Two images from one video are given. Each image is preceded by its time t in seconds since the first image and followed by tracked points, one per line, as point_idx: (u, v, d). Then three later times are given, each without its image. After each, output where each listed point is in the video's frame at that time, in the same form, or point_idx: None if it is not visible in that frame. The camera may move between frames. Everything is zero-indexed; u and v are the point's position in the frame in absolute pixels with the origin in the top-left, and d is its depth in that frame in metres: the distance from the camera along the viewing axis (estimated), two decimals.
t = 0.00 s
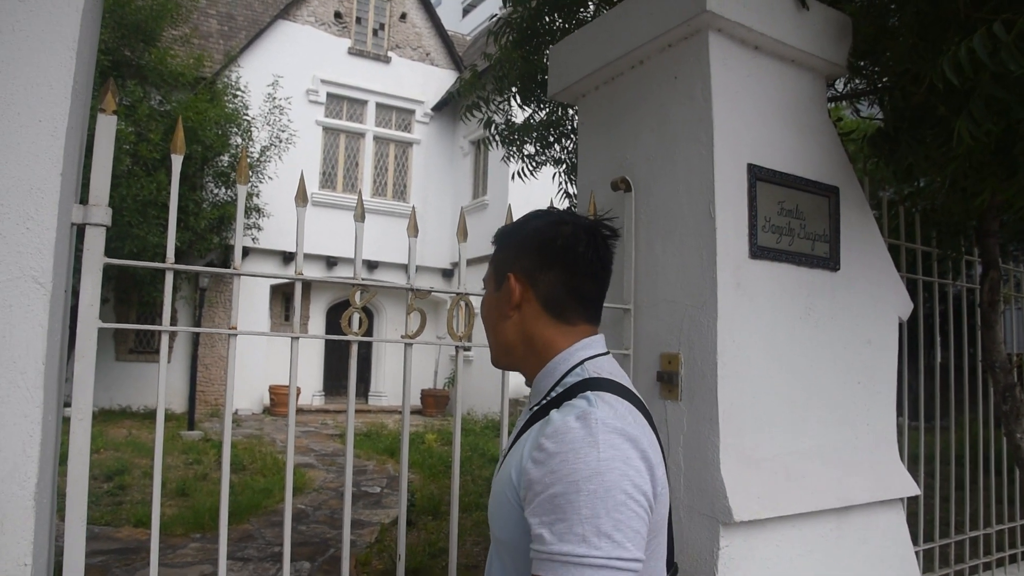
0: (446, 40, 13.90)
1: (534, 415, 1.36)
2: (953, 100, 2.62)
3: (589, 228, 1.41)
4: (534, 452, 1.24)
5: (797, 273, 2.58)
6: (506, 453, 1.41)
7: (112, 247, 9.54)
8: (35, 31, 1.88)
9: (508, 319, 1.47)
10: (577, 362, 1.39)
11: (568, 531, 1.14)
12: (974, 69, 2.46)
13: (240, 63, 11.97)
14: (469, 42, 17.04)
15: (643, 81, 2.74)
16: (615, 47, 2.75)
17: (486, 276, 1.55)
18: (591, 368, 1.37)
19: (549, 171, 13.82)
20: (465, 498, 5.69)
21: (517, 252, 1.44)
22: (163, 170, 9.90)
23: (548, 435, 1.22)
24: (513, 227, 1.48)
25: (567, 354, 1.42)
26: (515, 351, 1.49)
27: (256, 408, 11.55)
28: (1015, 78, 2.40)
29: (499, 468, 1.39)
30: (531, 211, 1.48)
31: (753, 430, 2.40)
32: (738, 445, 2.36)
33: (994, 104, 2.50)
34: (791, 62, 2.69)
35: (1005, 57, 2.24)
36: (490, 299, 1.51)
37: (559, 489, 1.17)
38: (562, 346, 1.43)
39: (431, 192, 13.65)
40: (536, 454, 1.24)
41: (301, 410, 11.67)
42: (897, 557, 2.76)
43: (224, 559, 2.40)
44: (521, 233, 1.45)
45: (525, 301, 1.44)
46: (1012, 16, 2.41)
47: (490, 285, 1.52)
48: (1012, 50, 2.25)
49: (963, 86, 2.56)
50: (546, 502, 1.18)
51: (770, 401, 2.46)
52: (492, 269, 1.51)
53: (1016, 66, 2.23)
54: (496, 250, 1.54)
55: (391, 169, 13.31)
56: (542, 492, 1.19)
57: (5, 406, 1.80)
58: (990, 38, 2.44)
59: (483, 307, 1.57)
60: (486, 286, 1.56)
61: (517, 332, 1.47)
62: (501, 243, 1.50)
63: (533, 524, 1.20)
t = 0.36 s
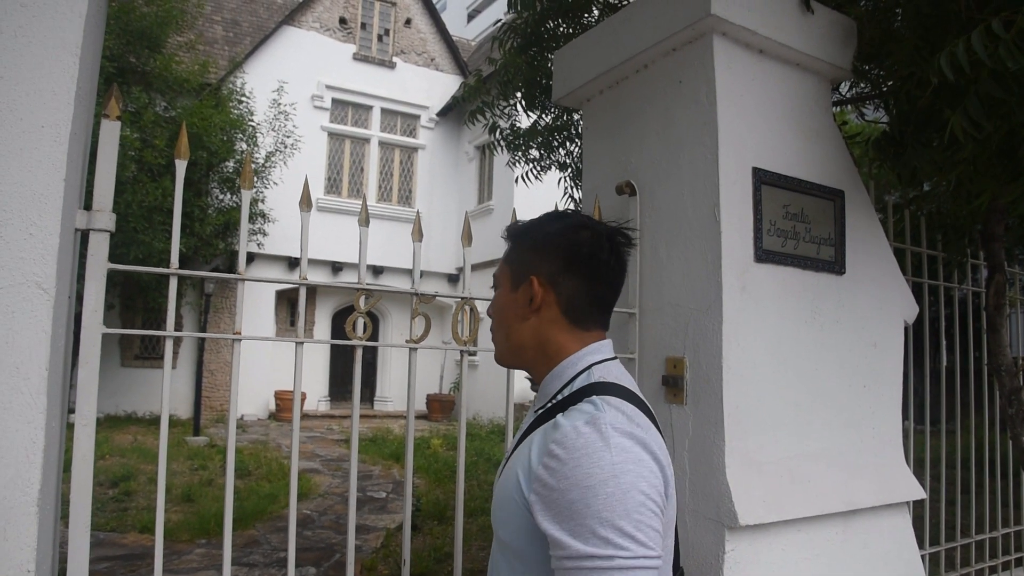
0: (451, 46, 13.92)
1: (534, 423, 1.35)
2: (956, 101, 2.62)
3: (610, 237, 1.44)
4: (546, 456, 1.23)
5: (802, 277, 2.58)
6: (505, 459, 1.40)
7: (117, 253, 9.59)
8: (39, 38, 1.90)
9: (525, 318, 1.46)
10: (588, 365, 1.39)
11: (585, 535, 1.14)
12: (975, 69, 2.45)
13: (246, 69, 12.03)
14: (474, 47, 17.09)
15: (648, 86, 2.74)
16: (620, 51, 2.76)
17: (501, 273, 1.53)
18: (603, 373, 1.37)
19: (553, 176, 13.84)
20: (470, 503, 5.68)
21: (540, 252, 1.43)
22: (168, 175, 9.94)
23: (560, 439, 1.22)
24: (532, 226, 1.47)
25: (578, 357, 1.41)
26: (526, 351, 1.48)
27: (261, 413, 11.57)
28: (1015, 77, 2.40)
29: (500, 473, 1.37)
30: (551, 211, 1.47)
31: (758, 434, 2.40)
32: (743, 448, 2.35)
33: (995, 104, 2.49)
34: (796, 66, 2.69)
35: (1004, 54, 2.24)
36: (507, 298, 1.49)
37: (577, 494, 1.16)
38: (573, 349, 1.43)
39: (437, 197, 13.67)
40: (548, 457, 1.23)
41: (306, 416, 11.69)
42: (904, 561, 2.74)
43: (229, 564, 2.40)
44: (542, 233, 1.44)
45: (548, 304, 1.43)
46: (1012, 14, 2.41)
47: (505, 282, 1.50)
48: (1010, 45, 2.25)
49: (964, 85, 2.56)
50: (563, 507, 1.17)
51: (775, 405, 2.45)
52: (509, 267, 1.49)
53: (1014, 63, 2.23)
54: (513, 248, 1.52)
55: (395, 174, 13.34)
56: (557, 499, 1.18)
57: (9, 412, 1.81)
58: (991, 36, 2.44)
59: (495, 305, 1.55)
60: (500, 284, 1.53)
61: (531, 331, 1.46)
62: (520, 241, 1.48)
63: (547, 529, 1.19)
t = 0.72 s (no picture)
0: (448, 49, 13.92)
1: (572, 429, 1.40)
2: (950, 103, 2.63)
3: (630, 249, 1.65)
4: (623, 459, 1.29)
5: (798, 279, 2.59)
6: (530, 468, 1.40)
7: (114, 257, 9.56)
8: (34, 41, 1.90)
9: (609, 328, 1.54)
10: (621, 369, 1.56)
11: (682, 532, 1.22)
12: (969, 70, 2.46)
13: (243, 73, 12.03)
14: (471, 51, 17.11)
15: (644, 88, 2.75)
16: (616, 54, 2.77)
17: (579, 277, 1.49)
18: (627, 377, 1.53)
19: (551, 179, 13.85)
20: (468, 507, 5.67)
21: (627, 266, 1.57)
22: (164, 179, 9.93)
23: (638, 441, 1.29)
24: (616, 236, 1.54)
25: (613, 360, 1.56)
26: (594, 361, 1.53)
27: (258, 417, 11.55)
28: (1010, 78, 2.41)
29: (530, 483, 1.38)
30: (617, 222, 1.57)
31: (755, 435, 2.40)
32: (741, 450, 2.35)
33: (989, 104, 2.50)
34: (791, 68, 2.70)
35: (999, 54, 2.25)
36: (594, 306, 1.50)
37: (671, 493, 1.24)
38: (604, 354, 1.56)
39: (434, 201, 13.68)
40: (626, 460, 1.29)
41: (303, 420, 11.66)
42: (901, 562, 2.75)
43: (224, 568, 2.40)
44: (627, 246, 1.57)
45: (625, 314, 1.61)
46: (1006, 15, 2.43)
47: (595, 289, 1.49)
48: (1005, 47, 2.26)
49: (958, 86, 2.57)
50: (654, 508, 1.24)
51: (772, 406, 2.45)
52: (600, 274, 1.50)
53: (1009, 63, 2.24)
54: (590, 251, 1.51)
55: (393, 178, 13.34)
56: (646, 500, 1.25)
57: (3, 417, 1.80)
58: (985, 37, 2.45)
59: (563, 310, 1.47)
60: (575, 288, 1.49)
61: (607, 340, 1.55)
62: (610, 250, 1.53)
63: (636, 530, 1.24)
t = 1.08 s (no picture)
0: (429, 53, 13.89)
1: (617, 436, 1.37)
2: (925, 104, 2.65)
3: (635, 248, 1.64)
4: (694, 464, 1.31)
5: (777, 280, 2.60)
6: (575, 480, 1.33)
7: (92, 264, 9.44)
8: (3, 45, 1.86)
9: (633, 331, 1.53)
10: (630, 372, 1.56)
11: (748, 527, 1.32)
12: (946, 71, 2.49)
13: (222, 77, 11.94)
14: (452, 54, 17.10)
15: (623, 91, 2.75)
16: (594, 58, 2.78)
17: (616, 280, 1.45)
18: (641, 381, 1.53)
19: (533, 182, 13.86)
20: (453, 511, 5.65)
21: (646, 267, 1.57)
22: (143, 185, 9.82)
23: (704, 446, 1.32)
24: (641, 235, 1.53)
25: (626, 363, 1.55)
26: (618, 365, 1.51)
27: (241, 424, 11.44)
28: (985, 79, 2.43)
29: (583, 496, 1.31)
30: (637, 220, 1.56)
31: (736, 436, 2.41)
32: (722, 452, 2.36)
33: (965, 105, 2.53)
34: (768, 72, 2.72)
35: (977, 55, 2.26)
36: (626, 309, 1.48)
37: (737, 493, 1.32)
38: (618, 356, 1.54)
39: (416, 205, 13.63)
40: (696, 466, 1.31)
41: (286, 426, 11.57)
42: (882, 560, 2.77)
43: None
44: (645, 246, 1.57)
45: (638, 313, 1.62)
46: (982, 17, 2.45)
47: (628, 291, 1.47)
48: (980, 48, 2.28)
49: (935, 87, 2.59)
50: (729, 507, 1.30)
51: (752, 407, 2.46)
52: (632, 277, 1.48)
53: (987, 64, 2.26)
54: (622, 252, 1.48)
55: (374, 182, 13.29)
56: (721, 501, 1.30)
57: None
58: (962, 38, 2.47)
59: (600, 316, 1.43)
60: (610, 291, 1.45)
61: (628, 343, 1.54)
62: (637, 251, 1.51)
63: (714, 532, 1.29)
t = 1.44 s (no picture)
0: (421, 56, 13.89)
1: (675, 446, 1.28)
2: (914, 108, 2.67)
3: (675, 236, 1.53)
4: (763, 473, 1.25)
5: (768, 282, 2.61)
6: (636, 496, 1.24)
7: (82, 267, 9.38)
8: None
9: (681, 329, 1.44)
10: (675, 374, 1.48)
11: (811, 532, 1.29)
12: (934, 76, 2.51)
13: (213, 80, 11.90)
14: (443, 57, 17.10)
15: (614, 94, 2.75)
16: (584, 61, 2.78)
17: (663, 279, 1.35)
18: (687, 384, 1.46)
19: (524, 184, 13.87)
20: (445, 514, 5.64)
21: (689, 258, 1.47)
22: (133, 188, 9.77)
23: (771, 452, 1.27)
24: (683, 226, 1.42)
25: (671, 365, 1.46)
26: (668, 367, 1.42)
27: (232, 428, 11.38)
28: (973, 85, 2.46)
29: (646, 513, 1.23)
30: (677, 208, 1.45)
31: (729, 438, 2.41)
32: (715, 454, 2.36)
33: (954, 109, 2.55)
34: (759, 74, 2.73)
35: (963, 61, 2.29)
36: (674, 309, 1.38)
37: (802, 500, 1.28)
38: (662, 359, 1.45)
39: (408, 207, 13.60)
40: (765, 474, 1.25)
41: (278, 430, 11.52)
42: (874, 562, 2.77)
43: None
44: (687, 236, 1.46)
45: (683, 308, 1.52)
46: (968, 22, 2.47)
47: (676, 289, 1.37)
48: (967, 55, 2.30)
49: (924, 91, 2.61)
50: (797, 516, 1.26)
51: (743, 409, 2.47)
52: (677, 273, 1.38)
53: (973, 69, 2.28)
54: (665, 247, 1.38)
55: (366, 185, 13.26)
56: (790, 510, 1.25)
57: None
58: (949, 43, 2.50)
59: (649, 320, 1.33)
60: (657, 292, 1.35)
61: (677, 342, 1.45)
62: (680, 243, 1.41)
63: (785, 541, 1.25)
